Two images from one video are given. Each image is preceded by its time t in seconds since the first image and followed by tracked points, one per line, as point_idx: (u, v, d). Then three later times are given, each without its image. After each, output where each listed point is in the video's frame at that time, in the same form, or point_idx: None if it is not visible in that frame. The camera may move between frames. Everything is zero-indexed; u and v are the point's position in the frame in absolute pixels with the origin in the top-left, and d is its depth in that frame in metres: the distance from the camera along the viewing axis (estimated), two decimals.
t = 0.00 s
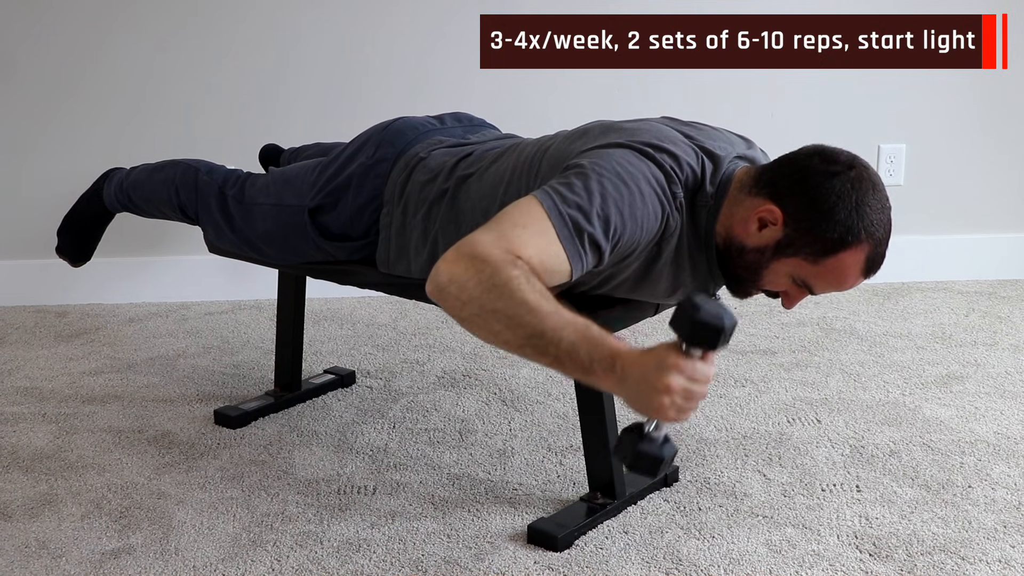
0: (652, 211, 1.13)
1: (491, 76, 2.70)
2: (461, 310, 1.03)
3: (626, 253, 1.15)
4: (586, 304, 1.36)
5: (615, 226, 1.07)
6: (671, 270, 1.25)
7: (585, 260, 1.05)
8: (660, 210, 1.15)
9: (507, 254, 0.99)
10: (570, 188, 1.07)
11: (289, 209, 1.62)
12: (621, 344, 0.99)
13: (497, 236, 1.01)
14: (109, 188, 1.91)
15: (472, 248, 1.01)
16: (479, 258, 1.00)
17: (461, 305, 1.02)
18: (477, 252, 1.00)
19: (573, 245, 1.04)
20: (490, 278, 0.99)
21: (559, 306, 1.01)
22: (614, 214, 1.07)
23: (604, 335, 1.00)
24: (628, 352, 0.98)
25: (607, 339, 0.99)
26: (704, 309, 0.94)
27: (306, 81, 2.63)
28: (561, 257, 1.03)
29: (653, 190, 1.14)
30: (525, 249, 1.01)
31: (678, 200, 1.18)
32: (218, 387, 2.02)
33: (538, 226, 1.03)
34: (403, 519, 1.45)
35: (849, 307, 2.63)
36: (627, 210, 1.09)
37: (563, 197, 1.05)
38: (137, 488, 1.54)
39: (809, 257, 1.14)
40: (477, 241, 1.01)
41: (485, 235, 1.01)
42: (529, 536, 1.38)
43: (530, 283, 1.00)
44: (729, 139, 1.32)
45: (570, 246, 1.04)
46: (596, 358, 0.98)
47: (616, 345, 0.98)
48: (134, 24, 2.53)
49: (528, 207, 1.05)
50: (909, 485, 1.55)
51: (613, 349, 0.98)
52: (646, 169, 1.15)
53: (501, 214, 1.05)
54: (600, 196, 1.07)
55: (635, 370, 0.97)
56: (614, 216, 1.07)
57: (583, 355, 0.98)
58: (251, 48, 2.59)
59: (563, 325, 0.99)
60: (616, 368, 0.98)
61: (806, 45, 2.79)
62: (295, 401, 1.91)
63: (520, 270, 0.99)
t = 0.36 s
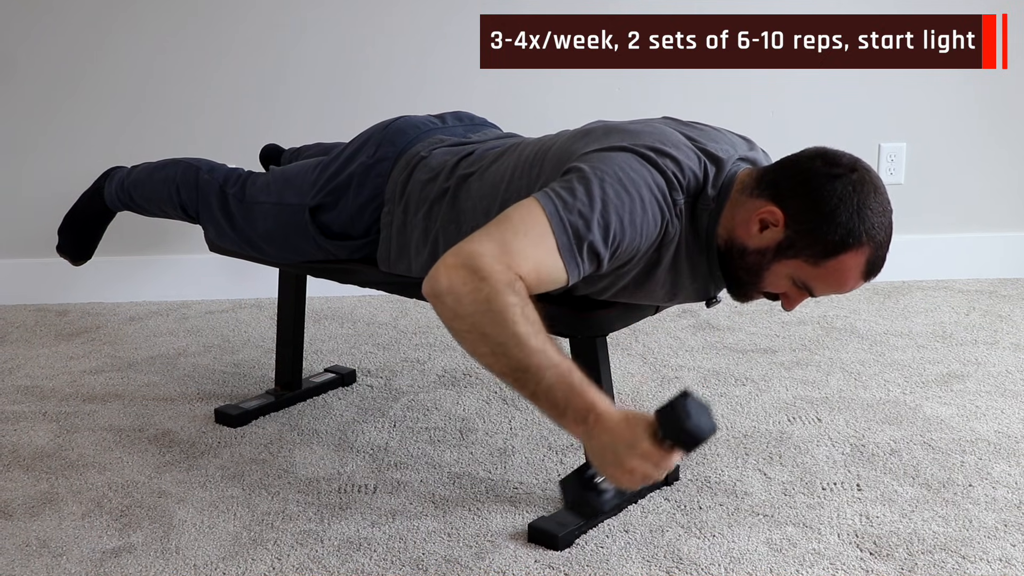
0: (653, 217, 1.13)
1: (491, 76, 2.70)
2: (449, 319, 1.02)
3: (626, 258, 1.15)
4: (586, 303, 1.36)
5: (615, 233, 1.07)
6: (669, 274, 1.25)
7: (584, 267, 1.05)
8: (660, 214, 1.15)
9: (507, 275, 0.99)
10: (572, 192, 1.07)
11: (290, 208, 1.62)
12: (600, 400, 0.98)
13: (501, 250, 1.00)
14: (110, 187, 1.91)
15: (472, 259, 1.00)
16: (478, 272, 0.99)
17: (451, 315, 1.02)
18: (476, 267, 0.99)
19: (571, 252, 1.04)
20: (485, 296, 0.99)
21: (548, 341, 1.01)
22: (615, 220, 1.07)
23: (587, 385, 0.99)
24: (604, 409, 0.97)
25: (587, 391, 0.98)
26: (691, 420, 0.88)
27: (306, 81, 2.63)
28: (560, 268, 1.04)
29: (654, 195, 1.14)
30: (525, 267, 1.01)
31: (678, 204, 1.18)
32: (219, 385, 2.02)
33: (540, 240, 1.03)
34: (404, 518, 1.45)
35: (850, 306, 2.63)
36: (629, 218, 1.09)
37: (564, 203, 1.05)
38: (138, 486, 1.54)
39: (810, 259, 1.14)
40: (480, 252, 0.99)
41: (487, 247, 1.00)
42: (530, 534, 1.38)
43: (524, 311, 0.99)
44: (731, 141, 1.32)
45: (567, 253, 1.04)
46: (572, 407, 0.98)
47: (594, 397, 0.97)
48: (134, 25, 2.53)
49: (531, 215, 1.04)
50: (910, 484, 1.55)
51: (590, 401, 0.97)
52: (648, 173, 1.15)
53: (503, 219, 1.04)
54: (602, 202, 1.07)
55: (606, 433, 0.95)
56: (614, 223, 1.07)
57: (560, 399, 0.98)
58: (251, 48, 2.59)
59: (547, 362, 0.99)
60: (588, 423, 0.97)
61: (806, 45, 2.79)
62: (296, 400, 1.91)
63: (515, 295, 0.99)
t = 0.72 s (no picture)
0: (652, 220, 1.14)
1: (491, 76, 2.70)
2: (435, 320, 1.03)
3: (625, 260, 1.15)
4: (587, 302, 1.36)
5: (613, 236, 1.08)
6: (667, 279, 1.25)
7: (581, 269, 1.06)
8: (661, 216, 1.15)
9: (502, 290, 0.99)
10: (574, 193, 1.07)
11: (290, 207, 1.62)
12: (562, 437, 1.00)
13: (499, 258, 1.00)
14: (110, 186, 1.91)
15: (470, 265, 0.99)
16: (475, 282, 0.99)
17: (438, 317, 1.02)
18: (473, 273, 0.99)
19: (569, 256, 1.04)
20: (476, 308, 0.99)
21: (524, 364, 1.02)
22: (614, 223, 1.08)
23: (552, 419, 1.01)
24: (562, 445, 0.99)
25: (552, 426, 1.00)
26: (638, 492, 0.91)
27: (306, 82, 2.63)
28: (557, 275, 1.04)
29: (654, 197, 1.14)
30: (521, 277, 1.01)
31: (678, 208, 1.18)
32: (219, 385, 2.02)
33: (539, 245, 1.03)
34: (405, 517, 1.45)
35: (851, 305, 2.63)
36: (629, 221, 1.09)
37: (566, 204, 1.05)
38: (139, 485, 1.54)
39: (810, 260, 1.14)
40: (479, 259, 0.99)
41: (487, 252, 0.99)
42: (530, 534, 1.37)
43: (507, 330, 1.01)
44: (732, 142, 1.32)
45: (564, 257, 1.04)
46: (532, 438, 1.00)
47: (556, 430, 0.99)
48: (134, 25, 2.53)
49: (533, 217, 1.04)
50: (910, 483, 1.55)
51: (550, 433, 0.99)
52: (650, 173, 1.15)
53: (505, 217, 1.03)
54: (603, 205, 1.07)
55: (559, 474, 0.98)
56: (613, 227, 1.07)
57: (522, 423, 1.00)
58: (251, 48, 2.59)
59: (517, 385, 1.01)
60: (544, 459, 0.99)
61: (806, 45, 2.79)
62: (296, 399, 1.91)
63: (501, 312, 1.00)
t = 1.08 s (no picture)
0: (649, 221, 1.14)
1: (491, 76, 2.70)
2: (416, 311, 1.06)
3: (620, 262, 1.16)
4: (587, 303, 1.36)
5: (607, 238, 1.08)
6: (666, 282, 1.25)
7: (570, 270, 1.07)
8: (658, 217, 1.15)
9: (486, 292, 1.02)
10: (570, 192, 1.07)
11: (291, 207, 1.62)
12: (514, 444, 1.03)
13: (488, 258, 1.02)
14: (111, 186, 1.91)
15: (458, 264, 1.02)
16: (460, 282, 1.01)
17: (419, 309, 1.05)
18: (460, 272, 1.01)
19: (559, 256, 1.06)
20: (457, 307, 1.02)
21: (492, 368, 1.06)
22: (609, 224, 1.08)
23: (510, 425, 1.04)
24: (512, 453, 1.03)
25: (507, 432, 1.03)
26: (572, 524, 0.96)
27: (306, 82, 2.63)
28: (545, 276, 1.06)
29: (651, 199, 1.14)
30: (506, 278, 1.03)
31: (676, 210, 1.18)
32: (220, 385, 2.02)
33: (530, 246, 1.04)
34: (405, 517, 1.45)
35: (851, 305, 2.63)
36: (624, 222, 1.10)
37: (561, 204, 1.06)
38: (139, 485, 1.54)
39: (811, 262, 1.14)
40: (467, 260, 1.01)
41: (476, 252, 1.01)
42: (530, 534, 1.37)
43: (482, 334, 1.04)
44: (733, 143, 1.32)
45: (553, 258, 1.05)
46: (485, 438, 1.03)
47: (510, 437, 1.03)
48: (134, 25, 2.53)
49: (527, 216, 1.05)
50: (911, 483, 1.55)
51: (504, 439, 1.03)
52: (648, 174, 1.15)
53: (499, 215, 1.05)
54: (598, 206, 1.07)
55: (503, 479, 1.02)
56: (608, 228, 1.08)
57: (478, 424, 1.04)
58: (251, 48, 2.59)
59: (482, 387, 1.04)
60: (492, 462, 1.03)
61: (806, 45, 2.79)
62: (297, 399, 1.91)
63: (479, 316, 1.03)
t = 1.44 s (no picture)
0: (648, 222, 1.14)
1: (491, 76, 2.70)
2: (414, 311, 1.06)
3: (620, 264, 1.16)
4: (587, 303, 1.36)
5: (606, 239, 1.08)
6: (666, 284, 1.24)
7: (569, 271, 1.07)
8: (657, 219, 1.15)
9: (485, 293, 1.02)
10: (568, 194, 1.07)
11: (291, 208, 1.62)
12: (514, 446, 1.03)
13: (487, 259, 1.02)
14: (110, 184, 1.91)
15: (456, 265, 1.02)
16: (459, 283, 1.01)
17: (418, 310, 1.05)
18: (458, 273, 1.01)
19: (557, 257, 1.06)
20: (455, 308, 1.02)
21: (491, 369, 1.06)
22: (608, 225, 1.08)
23: (510, 427, 1.05)
24: (512, 455, 1.03)
25: (506, 434, 1.03)
26: (572, 526, 0.96)
27: (306, 82, 2.63)
28: (543, 277, 1.06)
29: (649, 201, 1.14)
30: (505, 279, 1.03)
31: (675, 212, 1.18)
32: (220, 385, 2.02)
33: (528, 247, 1.04)
34: (405, 517, 1.45)
35: (851, 305, 2.63)
36: (623, 223, 1.10)
37: (559, 205, 1.06)
38: (139, 486, 1.54)
39: (810, 261, 1.14)
40: (466, 261, 1.01)
41: (474, 253, 1.01)
42: (530, 534, 1.37)
43: (481, 335, 1.04)
44: (732, 144, 1.32)
45: (551, 258, 1.06)
46: (485, 440, 1.04)
47: (510, 439, 1.03)
48: (133, 25, 2.54)
49: (526, 218, 1.05)
50: (911, 484, 1.55)
51: (503, 441, 1.03)
52: (648, 176, 1.15)
53: (496, 216, 1.05)
54: (597, 207, 1.07)
55: (503, 481, 1.02)
56: (606, 230, 1.08)
57: (478, 425, 1.04)
58: (250, 48, 2.59)
59: (481, 389, 1.05)
60: (492, 464, 1.03)
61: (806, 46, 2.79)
62: (297, 400, 1.91)
63: (478, 317, 1.03)
